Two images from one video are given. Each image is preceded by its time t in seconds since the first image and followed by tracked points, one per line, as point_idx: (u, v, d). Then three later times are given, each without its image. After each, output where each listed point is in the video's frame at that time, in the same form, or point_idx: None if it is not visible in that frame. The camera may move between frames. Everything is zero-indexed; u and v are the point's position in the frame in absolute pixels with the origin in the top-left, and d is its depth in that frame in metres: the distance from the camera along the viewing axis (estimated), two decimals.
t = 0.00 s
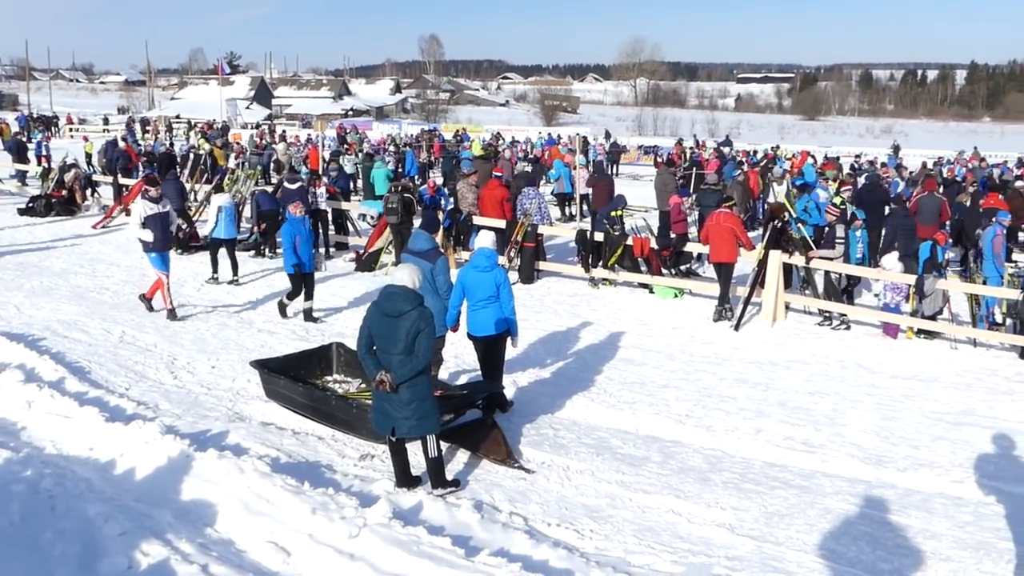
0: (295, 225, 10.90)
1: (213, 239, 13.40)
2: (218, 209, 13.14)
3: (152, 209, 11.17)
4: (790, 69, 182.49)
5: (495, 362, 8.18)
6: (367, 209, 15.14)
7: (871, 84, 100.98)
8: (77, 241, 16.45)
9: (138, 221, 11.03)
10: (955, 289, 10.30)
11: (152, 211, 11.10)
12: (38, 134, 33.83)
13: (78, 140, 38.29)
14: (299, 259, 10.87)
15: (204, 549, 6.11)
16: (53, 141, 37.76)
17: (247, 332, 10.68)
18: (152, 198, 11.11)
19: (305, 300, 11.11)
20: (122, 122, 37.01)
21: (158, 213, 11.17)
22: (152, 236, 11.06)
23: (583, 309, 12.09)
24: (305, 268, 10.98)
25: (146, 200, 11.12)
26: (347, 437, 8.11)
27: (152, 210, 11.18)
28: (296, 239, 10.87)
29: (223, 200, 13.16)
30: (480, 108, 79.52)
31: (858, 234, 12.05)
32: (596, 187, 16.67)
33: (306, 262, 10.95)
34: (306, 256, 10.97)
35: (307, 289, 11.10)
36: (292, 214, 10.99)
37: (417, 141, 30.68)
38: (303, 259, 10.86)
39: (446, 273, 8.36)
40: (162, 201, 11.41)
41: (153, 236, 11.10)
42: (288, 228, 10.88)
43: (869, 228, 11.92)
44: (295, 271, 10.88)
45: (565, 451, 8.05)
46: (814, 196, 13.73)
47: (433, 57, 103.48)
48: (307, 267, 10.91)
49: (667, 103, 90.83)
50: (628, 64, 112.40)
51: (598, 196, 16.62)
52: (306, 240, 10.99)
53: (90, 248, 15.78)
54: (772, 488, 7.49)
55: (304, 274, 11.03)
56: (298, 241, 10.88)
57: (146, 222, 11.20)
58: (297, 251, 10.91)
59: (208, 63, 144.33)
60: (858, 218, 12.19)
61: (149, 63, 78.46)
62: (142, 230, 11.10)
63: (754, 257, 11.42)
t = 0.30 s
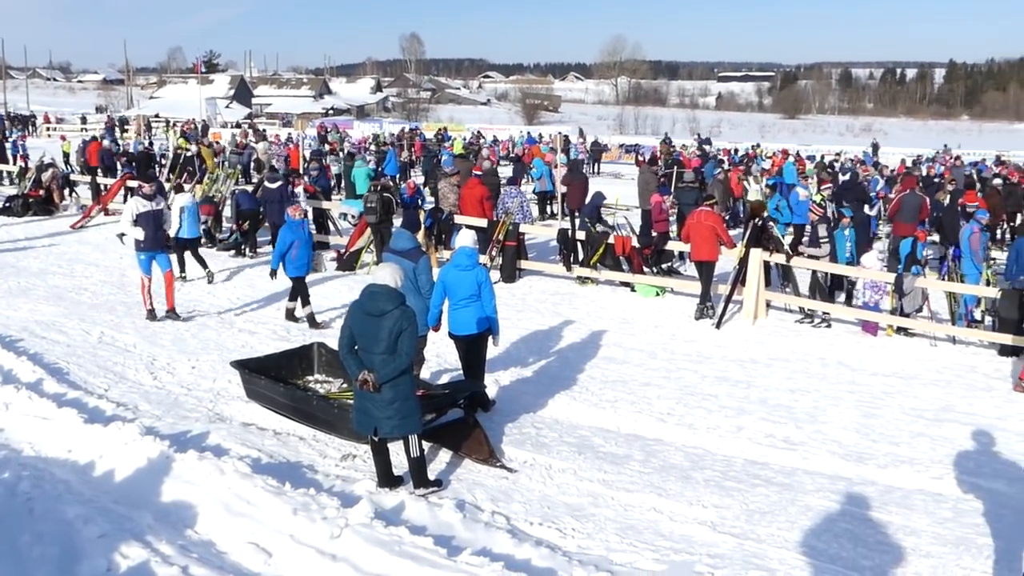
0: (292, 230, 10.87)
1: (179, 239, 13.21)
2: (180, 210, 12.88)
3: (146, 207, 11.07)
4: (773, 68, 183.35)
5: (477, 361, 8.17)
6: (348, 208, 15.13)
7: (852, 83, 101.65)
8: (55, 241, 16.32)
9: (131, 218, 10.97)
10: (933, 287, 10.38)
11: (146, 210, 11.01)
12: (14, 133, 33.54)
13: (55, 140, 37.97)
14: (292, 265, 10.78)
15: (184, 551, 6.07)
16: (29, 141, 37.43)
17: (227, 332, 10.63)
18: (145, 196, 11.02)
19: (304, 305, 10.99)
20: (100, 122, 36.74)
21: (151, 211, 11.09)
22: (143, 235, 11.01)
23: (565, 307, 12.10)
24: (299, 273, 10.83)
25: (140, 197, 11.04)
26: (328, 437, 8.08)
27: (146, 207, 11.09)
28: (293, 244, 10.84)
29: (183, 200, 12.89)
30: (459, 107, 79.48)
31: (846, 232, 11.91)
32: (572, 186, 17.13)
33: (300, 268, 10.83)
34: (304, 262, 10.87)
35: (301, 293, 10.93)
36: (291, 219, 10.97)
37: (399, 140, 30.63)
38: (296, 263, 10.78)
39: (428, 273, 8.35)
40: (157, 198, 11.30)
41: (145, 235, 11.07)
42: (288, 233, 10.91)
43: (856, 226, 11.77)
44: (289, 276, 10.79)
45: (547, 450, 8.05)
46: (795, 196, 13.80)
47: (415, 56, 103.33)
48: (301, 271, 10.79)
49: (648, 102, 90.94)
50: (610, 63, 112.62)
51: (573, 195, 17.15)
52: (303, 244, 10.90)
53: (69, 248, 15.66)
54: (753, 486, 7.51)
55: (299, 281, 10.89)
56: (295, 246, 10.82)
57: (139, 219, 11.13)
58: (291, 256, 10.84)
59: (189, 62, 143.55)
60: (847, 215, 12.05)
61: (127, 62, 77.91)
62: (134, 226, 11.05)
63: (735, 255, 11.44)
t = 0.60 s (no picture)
0: (293, 229, 10.70)
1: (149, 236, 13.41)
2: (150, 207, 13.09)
3: (150, 211, 10.79)
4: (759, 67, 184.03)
5: (462, 361, 8.17)
6: (334, 208, 15.13)
7: (837, 83, 102.15)
8: (39, 241, 16.20)
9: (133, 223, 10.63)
10: (917, 285, 10.43)
11: (150, 213, 10.72)
12: None
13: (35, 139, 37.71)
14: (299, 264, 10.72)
15: (168, 553, 6.04)
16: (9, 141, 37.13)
17: (212, 332, 10.59)
18: (149, 201, 10.71)
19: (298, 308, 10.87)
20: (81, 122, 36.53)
21: (155, 216, 10.74)
22: (146, 240, 10.66)
23: (551, 307, 12.11)
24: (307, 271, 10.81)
25: (144, 201, 10.71)
26: (313, 438, 8.05)
27: (150, 211, 10.80)
28: (296, 242, 10.73)
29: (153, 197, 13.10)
30: (445, 107, 79.39)
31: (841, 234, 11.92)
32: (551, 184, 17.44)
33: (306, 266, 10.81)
34: (309, 259, 10.86)
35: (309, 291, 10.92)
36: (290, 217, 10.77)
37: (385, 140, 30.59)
38: (301, 263, 10.69)
39: (414, 272, 8.33)
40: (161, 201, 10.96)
41: (148, 239, 10.69)
42: (287, 232, 10.73)
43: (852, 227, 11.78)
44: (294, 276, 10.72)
45: (532, 449, 8.05)
46: (780, 195, 13.86)
47: (399, 56, 103.20)
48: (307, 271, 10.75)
49: (633, 102, 91.08)
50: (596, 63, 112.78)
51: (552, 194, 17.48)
52: (305, 243, 10.83)
53: (52, 248, 15.55)
54: (738, 484, 7.53)
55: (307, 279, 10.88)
56: (299, 244, 10.74)
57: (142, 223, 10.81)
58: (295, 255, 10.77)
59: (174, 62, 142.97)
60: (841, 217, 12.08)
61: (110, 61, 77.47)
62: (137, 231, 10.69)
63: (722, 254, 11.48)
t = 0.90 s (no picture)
0: (289, 236, 10.62)
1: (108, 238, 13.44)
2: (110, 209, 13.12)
3: (140, 211, 10.77)
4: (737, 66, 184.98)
5: (438, 361, 8.17)
6: (309, 209, 15.10)
7: (811, 82, 102.90)
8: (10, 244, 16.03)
9: (124, 223, 10.57)
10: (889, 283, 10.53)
11: (140, 212, 10.69)
12: None
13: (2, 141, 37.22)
14: (295, 269, 10.68)
15: (143, 557, 6.00)
16: None
17: (186, 335, 10.53)
18: (139, 200, 10.71)
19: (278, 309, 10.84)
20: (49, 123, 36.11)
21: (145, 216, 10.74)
22: (139, 239, 10.52)
23: (527, 307, 12.13)
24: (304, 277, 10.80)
25: (134, 202, 10.75)
26: (289, 440, 8.03)
27: (139, 212, 10.78)
28: (291, 249, 10.67)
29: (113, 199, 13.15)
30: (420, 107, 79.15)
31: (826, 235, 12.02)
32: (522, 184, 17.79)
33: (302, 271, 10.79)
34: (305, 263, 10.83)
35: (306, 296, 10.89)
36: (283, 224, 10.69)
37: (360, 140, 30.51)
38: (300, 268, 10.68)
39: (390, 273, 8.34)
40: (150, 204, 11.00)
41: (140, 238, 10.58)
42: (281, 238, 10.63)
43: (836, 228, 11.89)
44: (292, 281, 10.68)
45: (509, 449, 8.06)
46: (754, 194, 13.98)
47: (375, 55, 102.84)
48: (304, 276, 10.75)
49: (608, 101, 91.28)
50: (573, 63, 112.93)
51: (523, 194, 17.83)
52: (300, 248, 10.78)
53: (24, 251, 15.39)
54: (713, 482, 7.58)
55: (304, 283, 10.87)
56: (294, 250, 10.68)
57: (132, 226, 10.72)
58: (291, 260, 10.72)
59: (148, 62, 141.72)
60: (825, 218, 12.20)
61: (81, 61, 76.60)
62: (129, 232, 10.63)
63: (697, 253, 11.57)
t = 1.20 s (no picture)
0: (289, 239, 10.61)
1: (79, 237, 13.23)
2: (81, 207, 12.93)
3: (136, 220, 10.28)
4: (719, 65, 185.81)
5: (420, 362, 8.17)
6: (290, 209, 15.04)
7: (792, 82, 103.48)
8: None
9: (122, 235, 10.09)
10: (869, 282, 10.61)
11: (137, 220, 10.23)
12: None
13: None
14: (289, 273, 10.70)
15: (123, 561, 5.97)
16: None
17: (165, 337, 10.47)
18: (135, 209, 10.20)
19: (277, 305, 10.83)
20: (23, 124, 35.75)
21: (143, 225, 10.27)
22: (139, 250, 10.15)
23: (509, 306, 12.14)
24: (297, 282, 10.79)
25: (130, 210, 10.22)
26: (271, 441, 8.00)
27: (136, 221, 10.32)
28: (290, 253, 10.67)
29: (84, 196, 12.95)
30: (401, 107, 78.96)
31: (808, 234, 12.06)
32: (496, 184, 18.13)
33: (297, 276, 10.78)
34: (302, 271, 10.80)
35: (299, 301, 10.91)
36: (289, 227, 10.65)
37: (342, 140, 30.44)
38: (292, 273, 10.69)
39: (371, 274, 8.33)
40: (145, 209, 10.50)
41: (140, 247, 10.17)
42: (283, 239, 10.64)
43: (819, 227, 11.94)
44: (287, 285, 10.73)
45: (491, 449, 8.07)
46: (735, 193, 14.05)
47: (356, 55, 102.53)
48: (299, 281, 10.74)
49: (590, 101, 91.39)
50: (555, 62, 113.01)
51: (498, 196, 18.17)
52: (300, 252, 10.77)
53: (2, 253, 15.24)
54: (695, 481, 7.62)
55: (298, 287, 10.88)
56: (293, 255, 10.66)
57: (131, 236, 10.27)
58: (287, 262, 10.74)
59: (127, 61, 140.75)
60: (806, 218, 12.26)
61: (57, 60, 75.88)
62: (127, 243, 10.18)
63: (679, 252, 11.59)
